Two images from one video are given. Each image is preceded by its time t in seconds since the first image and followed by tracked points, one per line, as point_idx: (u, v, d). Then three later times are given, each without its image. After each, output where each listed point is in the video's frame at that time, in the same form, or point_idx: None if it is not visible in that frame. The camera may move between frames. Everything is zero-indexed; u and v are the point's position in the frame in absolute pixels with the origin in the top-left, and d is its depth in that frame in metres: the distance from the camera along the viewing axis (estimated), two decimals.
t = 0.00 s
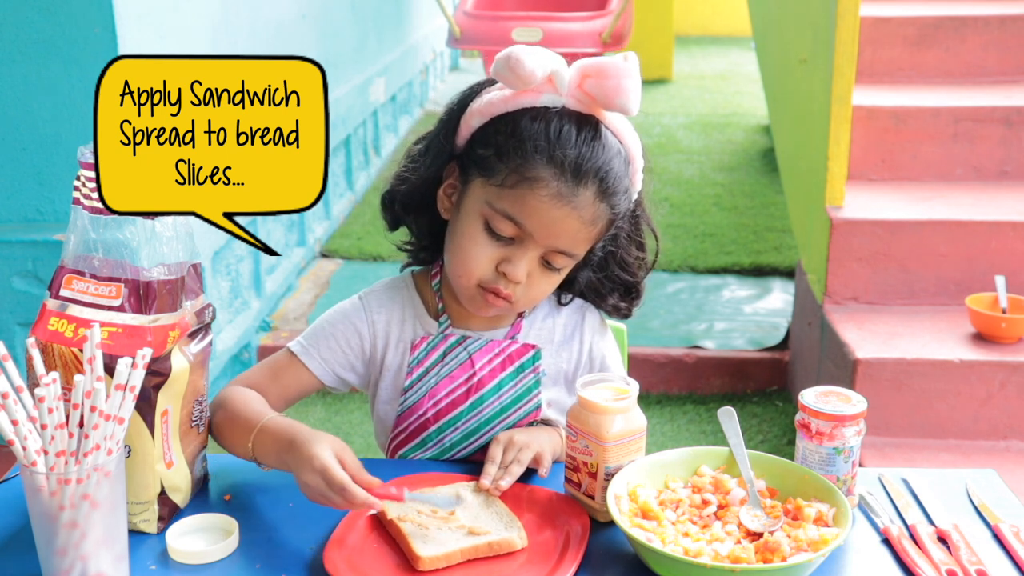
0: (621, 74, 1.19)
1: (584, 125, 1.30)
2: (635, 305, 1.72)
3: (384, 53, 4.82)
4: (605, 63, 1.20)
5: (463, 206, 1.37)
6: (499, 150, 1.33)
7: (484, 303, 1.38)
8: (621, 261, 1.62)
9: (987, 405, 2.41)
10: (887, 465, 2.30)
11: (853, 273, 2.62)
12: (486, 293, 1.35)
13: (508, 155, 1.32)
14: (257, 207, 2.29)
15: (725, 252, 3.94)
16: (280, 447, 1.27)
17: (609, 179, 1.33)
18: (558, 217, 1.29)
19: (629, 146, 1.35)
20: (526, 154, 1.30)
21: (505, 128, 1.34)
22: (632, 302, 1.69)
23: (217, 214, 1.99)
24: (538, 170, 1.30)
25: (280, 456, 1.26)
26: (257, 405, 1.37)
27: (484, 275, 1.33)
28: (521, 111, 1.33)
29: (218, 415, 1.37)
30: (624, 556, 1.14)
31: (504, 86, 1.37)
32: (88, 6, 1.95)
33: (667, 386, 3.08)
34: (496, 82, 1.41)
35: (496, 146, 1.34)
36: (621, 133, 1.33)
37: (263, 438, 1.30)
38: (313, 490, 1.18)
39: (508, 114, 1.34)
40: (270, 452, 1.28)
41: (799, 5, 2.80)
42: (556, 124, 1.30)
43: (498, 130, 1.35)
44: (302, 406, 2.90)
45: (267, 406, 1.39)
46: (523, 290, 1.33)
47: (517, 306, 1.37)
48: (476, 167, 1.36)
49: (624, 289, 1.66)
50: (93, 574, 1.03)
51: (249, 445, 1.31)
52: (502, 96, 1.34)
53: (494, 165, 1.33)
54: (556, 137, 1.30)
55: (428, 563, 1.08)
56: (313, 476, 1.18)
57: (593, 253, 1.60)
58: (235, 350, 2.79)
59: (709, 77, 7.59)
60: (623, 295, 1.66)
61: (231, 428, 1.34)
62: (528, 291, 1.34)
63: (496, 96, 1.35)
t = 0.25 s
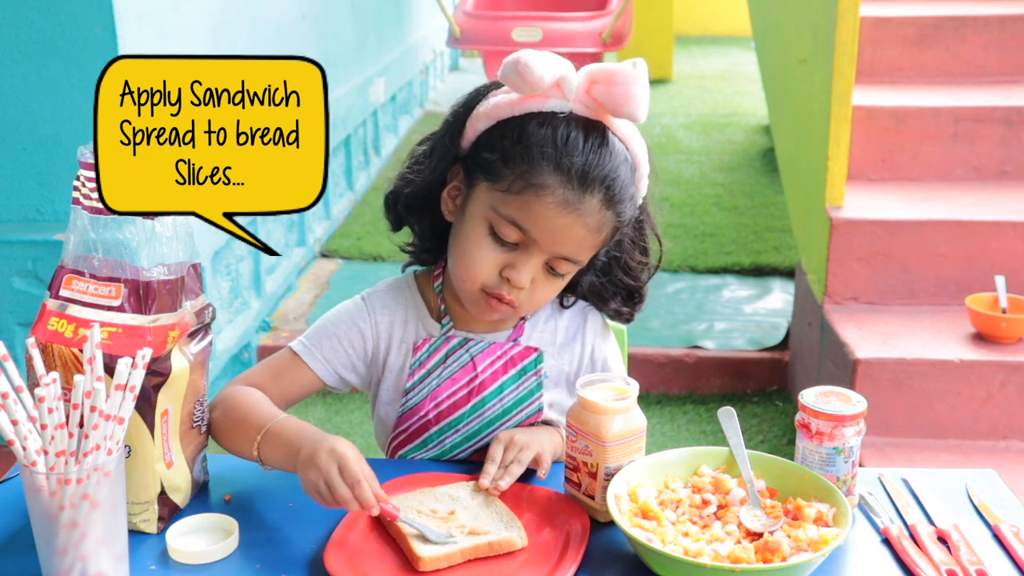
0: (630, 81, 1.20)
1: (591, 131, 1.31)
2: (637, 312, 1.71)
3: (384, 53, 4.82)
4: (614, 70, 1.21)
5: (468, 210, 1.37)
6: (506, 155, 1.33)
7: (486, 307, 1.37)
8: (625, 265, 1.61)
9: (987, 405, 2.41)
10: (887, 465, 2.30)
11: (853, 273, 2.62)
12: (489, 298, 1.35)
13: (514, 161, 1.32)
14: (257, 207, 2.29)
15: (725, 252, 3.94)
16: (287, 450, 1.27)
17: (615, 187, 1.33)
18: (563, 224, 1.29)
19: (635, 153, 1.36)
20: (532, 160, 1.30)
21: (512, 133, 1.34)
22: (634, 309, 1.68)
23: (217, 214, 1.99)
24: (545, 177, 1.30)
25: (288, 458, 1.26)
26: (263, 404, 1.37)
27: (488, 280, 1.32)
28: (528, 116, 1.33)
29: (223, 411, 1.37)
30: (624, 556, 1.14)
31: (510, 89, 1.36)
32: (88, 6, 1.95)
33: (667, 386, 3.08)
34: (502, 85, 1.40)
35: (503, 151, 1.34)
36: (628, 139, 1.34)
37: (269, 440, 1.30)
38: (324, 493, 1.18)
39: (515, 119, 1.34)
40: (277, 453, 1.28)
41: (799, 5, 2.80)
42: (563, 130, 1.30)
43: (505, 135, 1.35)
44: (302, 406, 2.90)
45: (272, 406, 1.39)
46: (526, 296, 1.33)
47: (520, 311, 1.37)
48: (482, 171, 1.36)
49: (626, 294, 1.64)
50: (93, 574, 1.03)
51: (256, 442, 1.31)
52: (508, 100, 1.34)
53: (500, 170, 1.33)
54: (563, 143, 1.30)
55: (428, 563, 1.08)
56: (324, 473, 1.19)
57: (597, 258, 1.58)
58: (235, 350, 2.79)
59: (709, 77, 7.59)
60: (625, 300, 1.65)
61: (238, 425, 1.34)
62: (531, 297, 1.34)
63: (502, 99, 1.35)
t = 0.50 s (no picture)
0: (638, 90, 1.19)
1: (596, 139, 1.29)
2: (640, 318, 1.68)
3: (384, 53, 4.82)
4: (622, 78, 1.21)
5: (471, 213, 1.37)
6: (510, 161, 1.32)
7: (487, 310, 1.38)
8: (626, 267, 1.61)
9: (987, 405, 2.41)
10: (887, 466, 2.30)
11: (853, 273, 2.62)
12: (490, 303, 1.35)
13: (518, 167, 1.31)
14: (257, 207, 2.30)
15: (725, 252, 3.94)
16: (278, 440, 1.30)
17: (619, 196, 1.32)
18: (566, 232, 1.29)
19: (640, 159, 1.35)
20: (536, 168, 1.29)
21: (517, 138, 1.33)
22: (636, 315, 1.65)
23: (217, 214, 1.99)
24: (548, 185, 1.29)
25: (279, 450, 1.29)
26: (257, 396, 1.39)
27: (489, 285, 1.33)
28: (534, 121, 1.32)
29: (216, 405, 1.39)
30: (624, 556, 1.14)
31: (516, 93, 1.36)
32: (88, 6, 1.95)
33: (667, 386, 3.08)
34: (508, 88, 1.39)
35: (507, 156, 1.33)
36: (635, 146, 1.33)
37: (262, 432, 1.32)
38: (308, 475, 1.21)
39: (520, 124, 1.33)
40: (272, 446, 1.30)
41: (799, 5, 2.80)
42: (569, 137, 1.29)
43: (510, 139, 1.34)
44: (302, 406, 2.90)
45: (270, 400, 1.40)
46: (526, 301, 1.34)
47: (520, 315, 1.38)
48: (486, 175, 1.36)
49: (628, 298, 1.62)
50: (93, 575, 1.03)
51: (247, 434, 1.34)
52: (514, 104, 1.33)
53: (504, 176, 1.32)
54: (567, 151, 1.29)
55: (428, 564, 1.08)
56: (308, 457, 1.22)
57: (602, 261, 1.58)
58: (235, 350, 2.79)
59: (709, 77, 7.59)
60: (626, 304, 1.62)
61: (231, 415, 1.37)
62: (532, 301, 1.35)
63: (509, 103, 1.34)
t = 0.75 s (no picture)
0: (642, 94, 1.19)
1: (600, 143, 1.30)
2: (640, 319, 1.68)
3: (384, 53, 4.82)
4: (625, 81, 1.20)
5: (473, 215, 1.37)
6: (513, 163, 1.32)
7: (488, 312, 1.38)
8: (627, 268, 1.61)
9: (987, 405, 2.41)
10: (887, 465, 2.30)
11: (853, 273, 2.62)
12: (491, 305, 1.35)
13: (521, 170, 1.31)
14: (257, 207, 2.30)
15: (725, 252, 3.94)
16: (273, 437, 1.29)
17: (621, 201, 1.32)
18: (568, 236, 1.29)
19: (643, 164, 1.35)
20: (539, 171, 1.29)
21: (520, 140, 1.33)
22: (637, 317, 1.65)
23: (217, 214, 1.99)
24: (552, 188, 1.29)
25: (273, 446, 1.28)
26: (254, 394, 1.39)
27: (490, 287, 1.33)
28: (538, 123, 1.32)
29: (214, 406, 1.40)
30: (624, 556, 1.14)
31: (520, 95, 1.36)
32: (88, 6, 1.95)
33: (667, 386, 3.08)
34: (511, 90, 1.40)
35: (510, 158, 1.33)
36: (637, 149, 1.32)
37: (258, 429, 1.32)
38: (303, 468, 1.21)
39: (524, 126, 1.33)
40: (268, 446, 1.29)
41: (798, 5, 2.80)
42: (572, 140, 1.29)
43: (513, 142, 1.34)
44: (301, 406, 2.90)
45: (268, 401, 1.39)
46: (528, 303, 1.34)
47: (521, 317, 1.38)
48: (489, 177, 1.36)
49: (629, 300, 1.62)
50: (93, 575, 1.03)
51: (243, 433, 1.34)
52: (518, 106, 1.34)
53: (507, 178, 1.32)
54: (571, 155, 1.29)
55: (428, 563, 1.08)
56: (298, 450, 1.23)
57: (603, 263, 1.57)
58: (235, 350, 2.79)
59: (709, 77, 7.59)
60: (627, 305, 1.62)
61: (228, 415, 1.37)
62: (533, 304, 1.35)
63: (513, 105, 1.34)
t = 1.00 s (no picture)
0: (644, 96, 1.19)
1: (602, 145, 1.30)
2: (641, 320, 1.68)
3: (384, 53, 4.82)
4: (627, 83, 1.20)
5: (474, 216, 1.37)
6: (514, 165, 1.32)
7: (488, 313, 1.38)
8: (628, 269, 1.61)
9: (987, 405, 2.41)
10: (887, 465, 2.30)
11: (853, 273, 2.62)
12: (492, 306, 1.35)
13: (522, 172, 1.31)
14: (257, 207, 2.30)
15: (725, 252, 3.94)
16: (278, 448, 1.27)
17: (623, 204, 1.32)
18: (570, 238, 1.29)
19: (644, 166, 1.35)
20: (540, 173, 1.29)
21: (521, 142, 1.33)
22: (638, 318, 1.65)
23: (217, 214, 1.99)
24: (553, 191, 1.29)
25: (280, 456, 1.26)
26: (256, 403, 1.38)
27: (491, 289, 1.33)
28: (539, 125, 1.32)
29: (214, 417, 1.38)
30: (624, 556, 1.14)
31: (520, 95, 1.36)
32: (88, 6, 1.95)
33: (667, 386, 3.08)
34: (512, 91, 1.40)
35: (511, 160, 1.33)
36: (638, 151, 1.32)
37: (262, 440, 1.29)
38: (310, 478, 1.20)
39: (525, 128, 1.33)
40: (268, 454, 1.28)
41: (798, 5, 2.80)
42: (574, 142, 1.29)
43: (514, 143, 1.33)
44: (302, 406, 2.90)
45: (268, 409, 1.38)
46: (529, 305, 1.34)
47: (522, 319, 1.38)
48: (489, 178, 1.35)
49: (629, 300, 1.62)
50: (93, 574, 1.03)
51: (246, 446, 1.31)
52: (519, 108, 1.33)
53: (508, 180, 1.32)
54: (573, 157, 1.29)
55: (428, 563, 1.08)
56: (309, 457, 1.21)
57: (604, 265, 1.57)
58: (235, 350, 2.79)
59: (709, 77, 7.59)
60: (627, 306, 1.63)
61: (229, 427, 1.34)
62: (533, 306, 1.35)
63: (513, 106, 1.34)
